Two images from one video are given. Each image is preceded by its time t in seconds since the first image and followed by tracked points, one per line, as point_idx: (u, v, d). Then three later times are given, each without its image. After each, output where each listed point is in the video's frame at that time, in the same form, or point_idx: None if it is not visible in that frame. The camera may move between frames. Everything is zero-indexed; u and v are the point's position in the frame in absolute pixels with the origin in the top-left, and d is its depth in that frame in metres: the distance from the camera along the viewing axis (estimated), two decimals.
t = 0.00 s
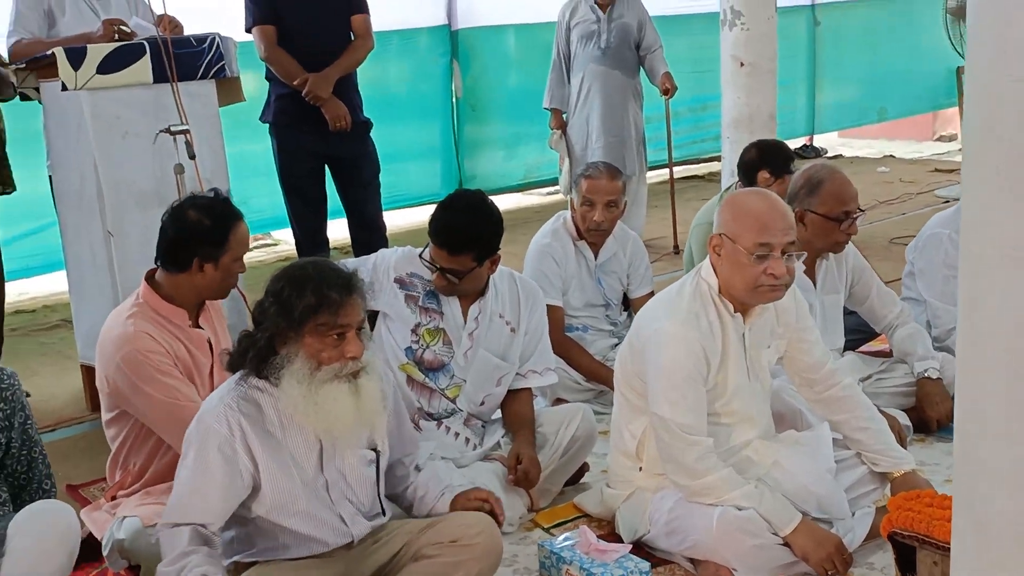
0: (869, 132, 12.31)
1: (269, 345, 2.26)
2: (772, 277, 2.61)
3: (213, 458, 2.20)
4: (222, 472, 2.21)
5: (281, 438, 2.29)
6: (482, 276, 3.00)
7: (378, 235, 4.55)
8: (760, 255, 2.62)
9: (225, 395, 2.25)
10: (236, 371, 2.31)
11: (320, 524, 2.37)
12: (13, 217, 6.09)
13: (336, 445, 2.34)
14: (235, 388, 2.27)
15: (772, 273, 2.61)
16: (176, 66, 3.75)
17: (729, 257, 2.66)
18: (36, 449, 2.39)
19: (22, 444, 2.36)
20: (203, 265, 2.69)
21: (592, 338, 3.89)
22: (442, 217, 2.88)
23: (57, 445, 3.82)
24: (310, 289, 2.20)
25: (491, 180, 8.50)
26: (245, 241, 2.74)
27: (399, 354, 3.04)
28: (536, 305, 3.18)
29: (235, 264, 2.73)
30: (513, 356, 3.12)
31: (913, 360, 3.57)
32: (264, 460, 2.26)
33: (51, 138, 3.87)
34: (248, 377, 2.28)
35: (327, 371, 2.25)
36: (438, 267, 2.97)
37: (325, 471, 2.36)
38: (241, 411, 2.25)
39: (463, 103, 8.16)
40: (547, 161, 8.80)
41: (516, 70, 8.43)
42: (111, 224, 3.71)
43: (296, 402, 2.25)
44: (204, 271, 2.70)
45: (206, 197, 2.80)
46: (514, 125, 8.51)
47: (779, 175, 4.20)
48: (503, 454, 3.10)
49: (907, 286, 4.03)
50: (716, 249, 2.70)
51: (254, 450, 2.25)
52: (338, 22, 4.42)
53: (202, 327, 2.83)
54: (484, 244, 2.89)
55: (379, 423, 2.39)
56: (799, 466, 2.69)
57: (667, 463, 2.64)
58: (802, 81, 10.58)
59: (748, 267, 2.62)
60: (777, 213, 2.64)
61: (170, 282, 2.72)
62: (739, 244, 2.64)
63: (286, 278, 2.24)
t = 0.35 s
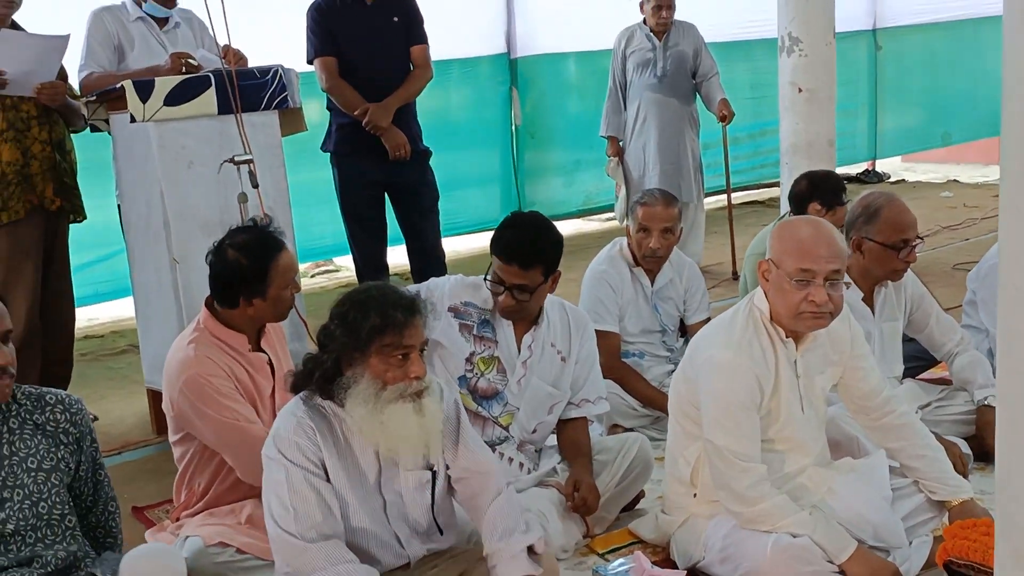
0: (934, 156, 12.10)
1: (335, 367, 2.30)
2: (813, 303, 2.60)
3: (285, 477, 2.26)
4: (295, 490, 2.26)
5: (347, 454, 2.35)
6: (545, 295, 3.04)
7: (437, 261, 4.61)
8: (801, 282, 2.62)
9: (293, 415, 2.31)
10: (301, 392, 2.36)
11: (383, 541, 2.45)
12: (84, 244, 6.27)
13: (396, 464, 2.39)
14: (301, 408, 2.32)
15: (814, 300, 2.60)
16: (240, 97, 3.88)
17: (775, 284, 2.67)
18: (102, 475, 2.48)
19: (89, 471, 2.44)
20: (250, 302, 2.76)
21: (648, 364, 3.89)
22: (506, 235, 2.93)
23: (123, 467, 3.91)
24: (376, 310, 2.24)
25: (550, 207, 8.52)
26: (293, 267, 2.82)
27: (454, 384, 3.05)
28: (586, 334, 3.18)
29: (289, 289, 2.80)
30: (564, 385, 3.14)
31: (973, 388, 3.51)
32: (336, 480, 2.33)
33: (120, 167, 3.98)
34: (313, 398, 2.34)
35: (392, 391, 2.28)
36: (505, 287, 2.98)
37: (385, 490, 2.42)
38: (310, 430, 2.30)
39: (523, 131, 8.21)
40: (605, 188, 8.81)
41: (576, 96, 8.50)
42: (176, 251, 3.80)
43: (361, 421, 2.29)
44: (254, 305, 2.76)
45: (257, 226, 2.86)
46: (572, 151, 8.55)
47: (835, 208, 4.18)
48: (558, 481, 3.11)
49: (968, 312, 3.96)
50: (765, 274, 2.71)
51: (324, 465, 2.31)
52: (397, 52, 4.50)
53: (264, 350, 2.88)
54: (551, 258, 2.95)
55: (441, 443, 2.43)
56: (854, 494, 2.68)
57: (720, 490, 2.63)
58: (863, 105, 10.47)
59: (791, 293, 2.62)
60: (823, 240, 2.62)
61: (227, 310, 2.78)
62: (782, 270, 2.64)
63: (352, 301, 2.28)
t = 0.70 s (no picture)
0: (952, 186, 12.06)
1: (328, 397, 2.33)
2: (835, 332, 2.60)
3: (284, 506, 2.28)
4: (294, 520, 2.27)
5: (346, 484, 2.35)
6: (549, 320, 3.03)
7: (455, 294, 4.62)
8: (812, 315, 2.62)
9: (290, 444, 2.32)
10: (298, 423, 2.38)
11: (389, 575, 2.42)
12: (106, 276, 6.33)
13: (393, 492, 2.39)
14: (299, 437, 2.33)
15: (825, 334, 2.60)
16: (260, 131, 3.91)
17: (789, 319, 2.67)
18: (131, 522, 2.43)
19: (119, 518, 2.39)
20: (259, 331, 2.77)
21: (665, 396, 3.88)
22: (506, 262, 2.98)
23: (142, 499, 3.93)
24: (367, 341, 2.29)
25: (567, 239, 8.54)
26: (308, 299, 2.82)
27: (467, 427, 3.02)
28: (592, 361, 3.20)
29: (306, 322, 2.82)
30: (577, 414, 3.15)
31: (992, 422, 3.50)
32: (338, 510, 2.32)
33: (142, 202, 4.05)
34: (308, 428, 2.35)
35: (385, 420, 2.31)
36: (510, 311, 2.98)
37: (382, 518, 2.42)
38: (308, 458, 2.31)
39: (539, 162, 8.27)
40: (622, 219, 8.83)
41: (594, 127, 8.54)
42: (197, 284, 3.85)
43: (355, 452, 2.31)
44: (263, 335, 2.78)
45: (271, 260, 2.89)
46: (589, 183, 8.58)
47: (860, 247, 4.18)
48: (574, 513, 3.10)
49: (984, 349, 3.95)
50: (779, 307, 2.72)
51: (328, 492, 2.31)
52: (414, 87, 4.55)
53: (283, 385, 2.91)
54: (553, 277, 2.99)
55: (438, 473, 2.44)
56: (871, 527, 2.67)
57: (737, 523, 2.63)
58: (880, 136, 10.46)
59: (804, 326, 2.63)
60: (836, 273, 2.63)
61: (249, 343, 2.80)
62: (795, 303, 2.64)
63: (343, 332, 2.33)
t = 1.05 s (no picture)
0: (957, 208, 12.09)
1: (338, 426, 2.34)
2: (837, 361, 2.62)
3: (301, 536, 2.29)
4: (312, 547, 2.29)
5: (359, 510, 2.36)
6: (530, 340, 3.06)
7: (462, 316, 4.64)
8: (820, 338, 2.64)
9: (304, 472, 2.33)
10: (310, 450, 2.38)
11: None
12: (116, 297, 6.37)
13: (408, 517, 2.41)
14: (312, 464, 2.34)
15: (832, 357, 2.63)
16: (270, 155, 3.95)
17: (795, 341, 2.70)
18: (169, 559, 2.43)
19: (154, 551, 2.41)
20: (272, 363, 2.82)
21: (673, 419, 3.90)
22: (499, 278, 3.06)
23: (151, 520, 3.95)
24: (374, 371, 2.30)
25: (573, 260, 8.58)
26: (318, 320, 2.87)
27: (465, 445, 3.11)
28: (599, 383, 3.19)
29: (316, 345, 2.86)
30: (579, 437, 3.14)
31: (998, 445, 3.52)
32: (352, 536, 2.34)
33: (152, 224, 4.08)
34: (321, 455, 2.36)
35: (395, 449, 2.34)
36: (490, 321, 3.05)
37: (397, 542, 2.42)
38: (322, 486, 2.32)
39: (546, 184, 8.31)
40: (629, 241, 8.86)
41: (599, 149, 8.59)
42: (208, 305, 3.88)
43: (367, 480, 2.32)
44: (276, 366, 2.82)
45: (277, 286, 2.92)
46: (596, 205, 8.63)
47: (860, 250, 4.21)
48: (581, 536, 3.12)
49: (990, 372, 3.97)
50: (785, 330, 2.74)
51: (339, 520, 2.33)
52: (421, 111, 4.59)
53: (294, 407, 2.94)
54: (535, 298, 3.02)
55: (451, 497, 2.46)
56: (876, 549, 2.71)
57: (746, 546, 2.64)
58: (886, 159, 10.49)
59: (810, 350, 2.66)
60: (843, 297, 2.65)
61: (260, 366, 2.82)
62: (803, 326, 2.67)
63: (352, 361, 2.34)
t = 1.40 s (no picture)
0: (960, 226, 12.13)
1: (401, 453, 2.35)
2: (840, 378, 2.66)
3: (353, 564, 2.30)
4: None
5: (413, 538, 2.39)
6: (543, 357, 3.10)
7: (469, 333, 4.69)
8: (827, 356, 2.69)
9: (364, 499, 2.34)
10: (366, 476, 2.40)
11: None
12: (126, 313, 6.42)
13: (460, 549, 2.43)
14: (371, 491, 2.36)
15: (837, 375, 2.67)
16: (280, 172, 4.01)
17: (801, 358, 2.74)
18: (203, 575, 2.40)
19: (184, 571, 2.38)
20: (280, 375, 2.86)
21: (677, 435, 3.94)
22: (510, 296, 3.10)
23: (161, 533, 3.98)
24: (442, 399, 2.32)
25: (578, 276, 8.62)
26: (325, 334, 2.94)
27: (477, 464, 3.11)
28: (601, 399, 3.25)
29: (324, 361, 2.92)
30: (583, 451, 3.18)
31: (1001, 461, 3.55)
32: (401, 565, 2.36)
33: (162, 241, 4.13)
34: (380, 481, 2.37)
35: (458, 479, 2.35)
36: (505, 338, 3.07)
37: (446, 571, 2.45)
38: (379, 513, 2.34)
39: (552, 202, 8.37)
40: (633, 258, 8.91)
41: (604, 166, 8.65)
42: (217, 321, 3.92)
43: (426, 509, 2.34)
44: (284, 378, 2.87)
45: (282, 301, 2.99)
46: (601, 222, 8.68)
47: (850, 248, 4.23)
48: (588, 549, 3.17)
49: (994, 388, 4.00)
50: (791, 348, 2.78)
51: (388, 552, 2.34)
52: (429, 130, 4.64)
53: (303, 423, 2.98)
54: (547, 312, 3.07)
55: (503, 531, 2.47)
56: (879, 564, 2.75)
57: (751, 559, 2.67)
58: (889, 177, 10.54)
59: (817, 367, 2.69)
60: (849, 316, 2.70)
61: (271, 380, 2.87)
62: (809, 344, 2.71)
63: (418, 388, 2.36)
